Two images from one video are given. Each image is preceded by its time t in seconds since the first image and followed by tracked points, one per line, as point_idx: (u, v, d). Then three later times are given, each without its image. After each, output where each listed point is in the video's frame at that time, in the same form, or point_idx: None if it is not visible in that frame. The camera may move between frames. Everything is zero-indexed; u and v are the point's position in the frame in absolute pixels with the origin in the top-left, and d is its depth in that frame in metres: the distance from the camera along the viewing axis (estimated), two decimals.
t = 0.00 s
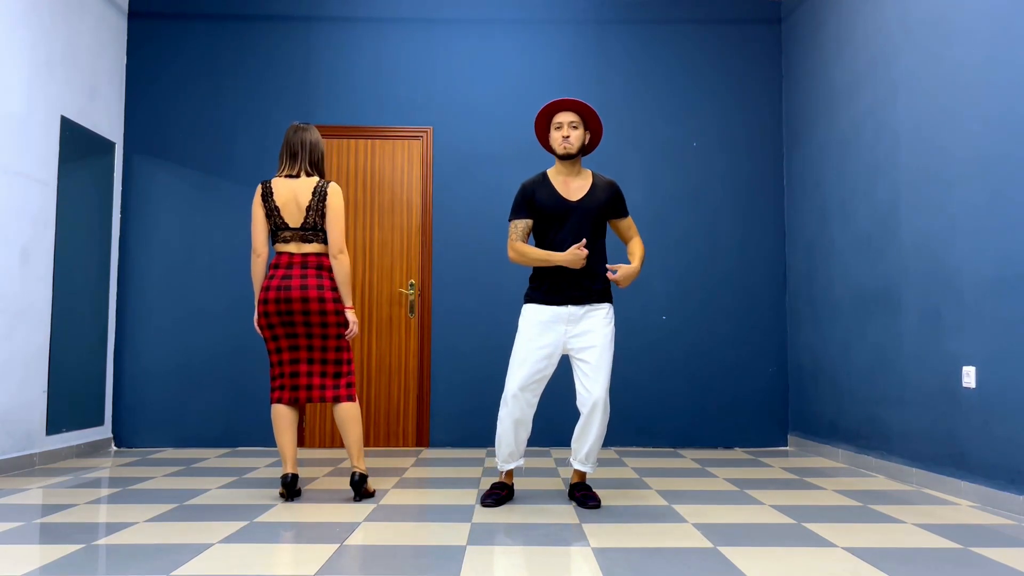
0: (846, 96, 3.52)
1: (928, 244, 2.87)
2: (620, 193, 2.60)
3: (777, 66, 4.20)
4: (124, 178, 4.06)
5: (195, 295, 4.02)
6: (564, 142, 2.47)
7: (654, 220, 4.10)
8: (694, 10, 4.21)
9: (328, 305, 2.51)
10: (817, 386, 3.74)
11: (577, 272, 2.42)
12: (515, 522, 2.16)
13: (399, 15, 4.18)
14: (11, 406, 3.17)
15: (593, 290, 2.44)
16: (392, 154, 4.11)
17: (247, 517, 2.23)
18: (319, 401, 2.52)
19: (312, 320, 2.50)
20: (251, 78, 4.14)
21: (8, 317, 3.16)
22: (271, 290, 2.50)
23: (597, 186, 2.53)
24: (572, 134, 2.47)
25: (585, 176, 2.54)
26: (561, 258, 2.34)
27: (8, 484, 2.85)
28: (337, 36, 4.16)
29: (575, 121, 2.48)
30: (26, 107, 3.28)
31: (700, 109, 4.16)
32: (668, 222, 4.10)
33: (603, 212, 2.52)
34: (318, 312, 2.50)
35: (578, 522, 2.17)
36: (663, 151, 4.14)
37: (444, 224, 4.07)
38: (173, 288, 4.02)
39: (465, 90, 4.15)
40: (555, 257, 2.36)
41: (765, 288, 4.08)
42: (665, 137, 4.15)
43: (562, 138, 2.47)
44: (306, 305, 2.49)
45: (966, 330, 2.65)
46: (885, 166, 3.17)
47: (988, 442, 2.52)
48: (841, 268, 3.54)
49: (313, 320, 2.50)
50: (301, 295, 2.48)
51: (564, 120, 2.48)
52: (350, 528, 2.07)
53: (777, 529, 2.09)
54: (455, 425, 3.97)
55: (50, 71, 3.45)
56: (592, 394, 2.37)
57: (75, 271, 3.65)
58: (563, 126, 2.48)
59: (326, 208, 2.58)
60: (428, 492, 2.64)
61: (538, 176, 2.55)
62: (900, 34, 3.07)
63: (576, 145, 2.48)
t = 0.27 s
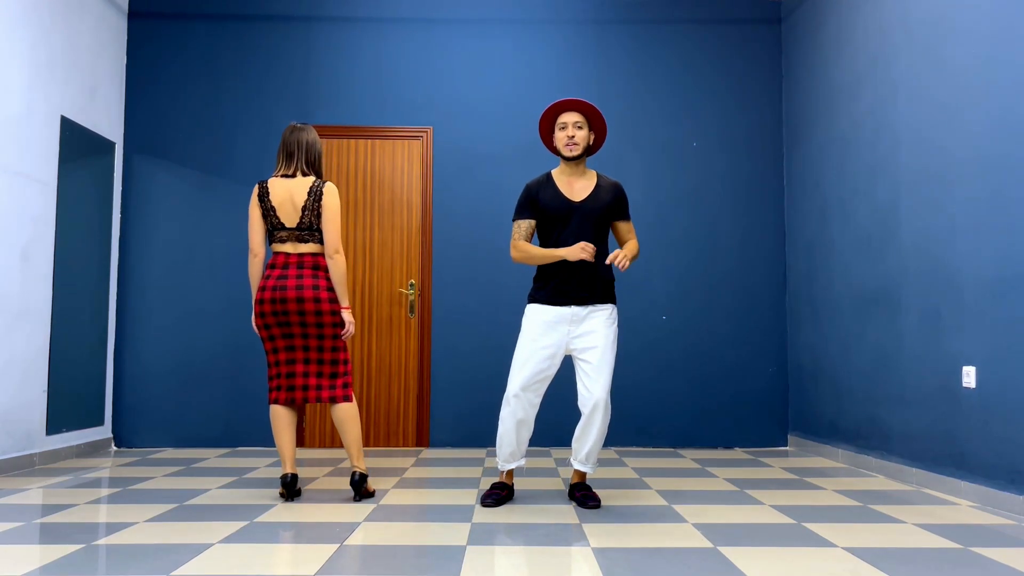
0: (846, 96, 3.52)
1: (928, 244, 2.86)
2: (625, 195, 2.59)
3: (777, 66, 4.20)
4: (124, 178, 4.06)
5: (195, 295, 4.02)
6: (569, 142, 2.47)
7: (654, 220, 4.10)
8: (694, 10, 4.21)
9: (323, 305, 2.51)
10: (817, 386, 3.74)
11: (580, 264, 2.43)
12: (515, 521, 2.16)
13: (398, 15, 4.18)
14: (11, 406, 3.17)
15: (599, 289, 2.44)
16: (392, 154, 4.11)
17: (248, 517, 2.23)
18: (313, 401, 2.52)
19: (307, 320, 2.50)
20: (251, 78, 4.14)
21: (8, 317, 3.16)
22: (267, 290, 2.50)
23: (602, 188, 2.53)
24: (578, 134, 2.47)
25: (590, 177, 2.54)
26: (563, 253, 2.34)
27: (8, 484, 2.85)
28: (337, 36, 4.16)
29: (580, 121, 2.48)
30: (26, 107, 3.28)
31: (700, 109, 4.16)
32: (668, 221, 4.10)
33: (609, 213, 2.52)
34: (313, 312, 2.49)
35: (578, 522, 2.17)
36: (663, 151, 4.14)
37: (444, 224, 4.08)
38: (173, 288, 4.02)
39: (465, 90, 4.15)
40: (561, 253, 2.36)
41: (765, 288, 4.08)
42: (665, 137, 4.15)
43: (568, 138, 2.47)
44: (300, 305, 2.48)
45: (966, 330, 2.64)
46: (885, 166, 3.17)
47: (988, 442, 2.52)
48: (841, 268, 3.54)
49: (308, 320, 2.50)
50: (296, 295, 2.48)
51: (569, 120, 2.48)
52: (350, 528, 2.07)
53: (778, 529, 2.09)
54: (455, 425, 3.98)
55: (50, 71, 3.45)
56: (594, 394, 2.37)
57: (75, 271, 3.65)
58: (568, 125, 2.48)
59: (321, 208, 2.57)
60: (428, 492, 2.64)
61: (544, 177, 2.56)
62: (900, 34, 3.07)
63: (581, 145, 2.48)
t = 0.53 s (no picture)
0: (846, 96, 3.52)
1: (928, 244, 2.86)
2: (627, 197, 2.59)
3: (777, 66, 4.20)
4: (124, 178, 4.06)
5: (195, 295, 4.02)
6: (573, 142, 2.46)
7: (654, 220, 4.10)
8: (694, 10, 4.21)
9: (323, 306, 2.51)
10: (817, 386, 3.74)
11: (578, 255, 2.43)
12: (515, 522, 2.16)
13: (398, 15, 4.17)
14: (11, 406, 3.17)
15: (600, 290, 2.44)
16: (392, 154, 4.11)
17: (248, 517, 2.23)
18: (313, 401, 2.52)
19: (307, 321, 2.50)
20: (250, 78, 4.13)
21: (8, 318, 3.16)
22: (266, 290, 2.50)
23: (603, 188, 2.53)
24: (582, 134, 2.47)
25: (592, 178, 2.54)
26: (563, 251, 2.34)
27: (8, 484, 2.85)
28: (337, 36, 4.16)
29: (584, 121, 2.48)
30: (26, 107, 3.28)
31: (700, 109, 4.16)
32: (668, 222, 4.10)
33: (610, 214, 2.52)
34: (313, 313, 2.49)
35: (578, 522, 2.17)
36: (663, 151, 4.14)
37: (444, 224, 4.08)
38: (173, 288, 4.02)
39: (465, 91, 4.15)
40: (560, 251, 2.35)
41: (765, 289, 4.08)
42: (665, 137, 4.15)
43: (572, 138, 2.46)
44: (300, 305, 2.48)
45: (966, 330, 2.64)
46: (885, 166, 3.17)
47: (988, 442, 2.52)
48: (841, 268, 3.54)
49: (308, 321, 2.50)
50: (296, 296, 2.48)
51: (573, 120, 2.48)
52: (350, 528, 2.07)
53: (778, 529, 2.09)
54: (455, 426, 3.98)
55: (50, 71, 3.45)
56: (595, 395, 2.37)
57: (75, 271, 3.65)
58: (572, 126, 2.48)
59: (320, 209, 2.57)
60: (428, 492, 2.64)
61: (546, 177, 2.56)
62: (900, 34, 3.07)
63: (586, 145, 2.47)
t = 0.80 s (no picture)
0: (846, 97, 3.52)
1: (928, 244, 2.86)
2: (628, 198, 2.58)
3: (777, 66, 4.20)
4: (124, 178, 4.06)
5: (195, 295, 4.02)
6: (575, 143, 2.46)
7: (654, 220, 4.10)
8: (694, 10, 4.21)
9: (323, 306, 2.51)
10: (817, 386, 3.74)
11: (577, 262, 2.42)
12: (514, 521, 2.16)
13: (398, 15, 4.18)
14: (11, 406, 3.17)
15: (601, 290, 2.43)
16: (392, 154, 4.11)
17: (248, 517, 2.23)
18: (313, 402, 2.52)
19: (307, 321, 2.50)
20: (250, 78, 4.13)
21: (8, 318, 3.16)
22: (266, 290, 2.50)
23: (605, 189, 2.52)
24: (583, 134, 2.47)
25: (593, 178, 2.54)
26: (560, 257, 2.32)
27: (8, 484, 2.85)
28: (337, 36, 4.16)
29: (586, 122, 2.48)
30: (26, 107, 3.28)
31: (700, 109, 4.16)
32: (668, 222, 4.10)
33: (611, 215, 2.52)
34: (313, 313, 2.50)
35: (578, 522, 2.17)
36: (663, 151, 4.14)
37: (444, 224, 4.08)
38: (173, 288, 4.02)
39: (465, 91, 4.15)
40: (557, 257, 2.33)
41: (765, 289, 4.08)
42: (665, 137, 4.14)
43: (573, 139, 2.47)
44: (300, 306, 2.48)
45: (966, 330, 2.64)
46: (885, 166, 3.17)
47: (988, 442, 2.52)
48: (841, 268, 3.54)
49: (307, 321, 2.50)
50: (295, 296, 2.48)
51: (575, 120, 2.49)
52: (350, 528, 2.07)
53: (778, 529, 2.09)
54: (455, 425, 3.98)
55: (50, 71, 3.45)
56: (596, 395, 2.37)
57: (75, 271, 3.65)
58: (574, 127, 2.48)
59: (320, 209, 2.57)
60: (428, 492, 2.64)
61: (547, 177, 2.56)
62: (900, 34, 3.07)
63: (587, 146, 2.47)
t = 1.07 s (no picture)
0: (846, 97, 3.52)
1: (928, 244, 2.86)
2: (628, 198, 2.58)
3: (777, 66, 4.20)
4: (124, 179, 4.06)
5: (195, 295, 4.02)
6: (576, 143, 2.48)
7: (654, 220, 4.10)
8: (694, 10, 4.21)
9: (322, 306, 2.51)
10: (817, 386, 3.73)
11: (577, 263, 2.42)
12: (514, 522, 2.16)
13: (399, 15, 4.17)
14: (11, 406, 3.17)
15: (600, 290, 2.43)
16: (392, 154, 4.11)
17: (248, 517, 2.23)
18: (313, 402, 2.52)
19: (307, 321, 2.50)
20: (250, 78, 4.13)
21: (8, 317, 3.16)
22: (266, 290, 2.50)
23: (605, 188, 2.52)
24: (584, 135, 2.48)
25: (594, 178, 2.54)
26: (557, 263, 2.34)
27: (8, 484, 2.85)
28: (337, 36, 4.16)
29: (586, 122, 2.50)
30: (26, 107, 3.28)
31: (700, 109, 4.16)
32: (668, 222, 4.10)
33: (612, 215, 2.51)
34: (312, 313, 2.50)
35: (578, 522, 2.17)
36: (663, 151, 4.14)
37: (444, 224, 4.08)
38: (173, 288, 4.02)
39: (465, 91, 4.15)
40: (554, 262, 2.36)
41: (765, 289, 4.08)
42: (665, 137, 4.15)
43: (574, 139, 2.48)
44: (299, 306, 2.48)
45: (966, 330, 2.64)
46: (885, 167, 3.17)
47: (988, 442, 2.52)
48: (841, 268, 3.54)
49: (307, 321, 2.50)
50: (295, 296, 2.48)
51: (575, 121, 2.50)
52: (350, 528, 2.07)
53: (778, 529, 2.09)
54: (455, 425, 3.98)
55: (50, 71, 3.45)
56: (596, 396, 2.37)
57: (75, 271, 3.65)
58: (575, 127, 2.50)
59: (319, 209, 2.57)
60: (428, 492, 2.64)
61: (548, 177, 2.57)
62: (900, 34, 3.07)
63: (588, 147, 2.49)
